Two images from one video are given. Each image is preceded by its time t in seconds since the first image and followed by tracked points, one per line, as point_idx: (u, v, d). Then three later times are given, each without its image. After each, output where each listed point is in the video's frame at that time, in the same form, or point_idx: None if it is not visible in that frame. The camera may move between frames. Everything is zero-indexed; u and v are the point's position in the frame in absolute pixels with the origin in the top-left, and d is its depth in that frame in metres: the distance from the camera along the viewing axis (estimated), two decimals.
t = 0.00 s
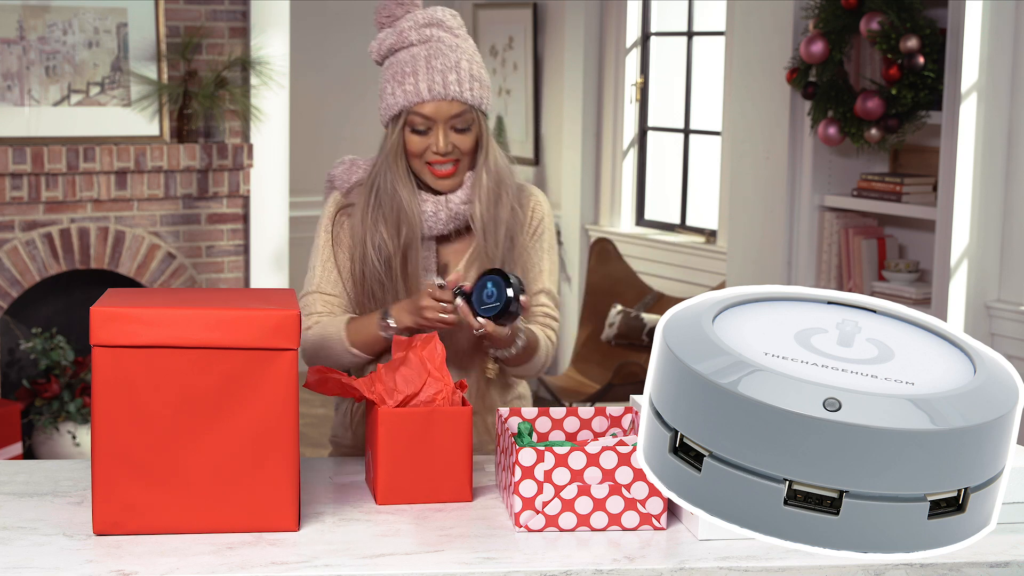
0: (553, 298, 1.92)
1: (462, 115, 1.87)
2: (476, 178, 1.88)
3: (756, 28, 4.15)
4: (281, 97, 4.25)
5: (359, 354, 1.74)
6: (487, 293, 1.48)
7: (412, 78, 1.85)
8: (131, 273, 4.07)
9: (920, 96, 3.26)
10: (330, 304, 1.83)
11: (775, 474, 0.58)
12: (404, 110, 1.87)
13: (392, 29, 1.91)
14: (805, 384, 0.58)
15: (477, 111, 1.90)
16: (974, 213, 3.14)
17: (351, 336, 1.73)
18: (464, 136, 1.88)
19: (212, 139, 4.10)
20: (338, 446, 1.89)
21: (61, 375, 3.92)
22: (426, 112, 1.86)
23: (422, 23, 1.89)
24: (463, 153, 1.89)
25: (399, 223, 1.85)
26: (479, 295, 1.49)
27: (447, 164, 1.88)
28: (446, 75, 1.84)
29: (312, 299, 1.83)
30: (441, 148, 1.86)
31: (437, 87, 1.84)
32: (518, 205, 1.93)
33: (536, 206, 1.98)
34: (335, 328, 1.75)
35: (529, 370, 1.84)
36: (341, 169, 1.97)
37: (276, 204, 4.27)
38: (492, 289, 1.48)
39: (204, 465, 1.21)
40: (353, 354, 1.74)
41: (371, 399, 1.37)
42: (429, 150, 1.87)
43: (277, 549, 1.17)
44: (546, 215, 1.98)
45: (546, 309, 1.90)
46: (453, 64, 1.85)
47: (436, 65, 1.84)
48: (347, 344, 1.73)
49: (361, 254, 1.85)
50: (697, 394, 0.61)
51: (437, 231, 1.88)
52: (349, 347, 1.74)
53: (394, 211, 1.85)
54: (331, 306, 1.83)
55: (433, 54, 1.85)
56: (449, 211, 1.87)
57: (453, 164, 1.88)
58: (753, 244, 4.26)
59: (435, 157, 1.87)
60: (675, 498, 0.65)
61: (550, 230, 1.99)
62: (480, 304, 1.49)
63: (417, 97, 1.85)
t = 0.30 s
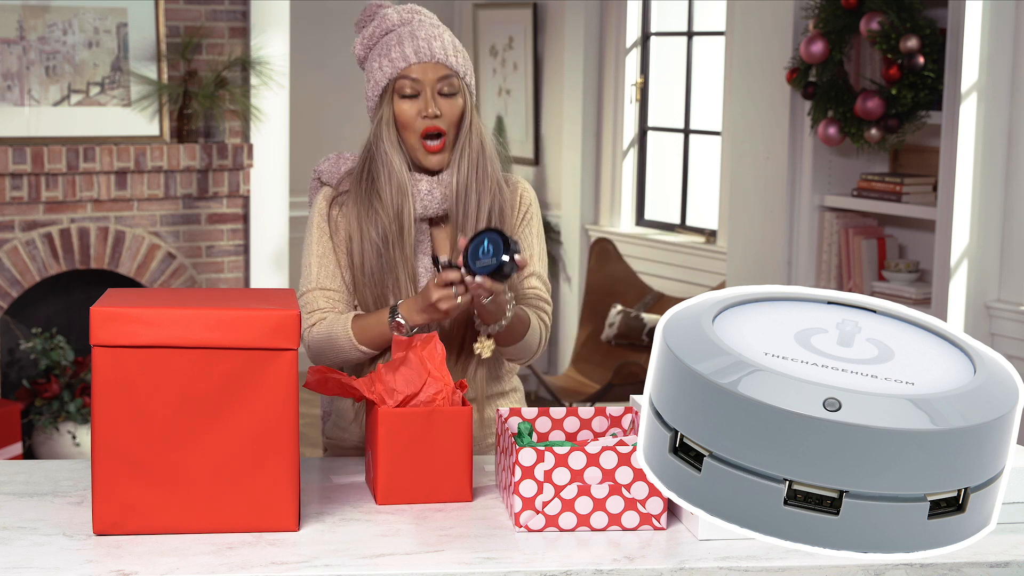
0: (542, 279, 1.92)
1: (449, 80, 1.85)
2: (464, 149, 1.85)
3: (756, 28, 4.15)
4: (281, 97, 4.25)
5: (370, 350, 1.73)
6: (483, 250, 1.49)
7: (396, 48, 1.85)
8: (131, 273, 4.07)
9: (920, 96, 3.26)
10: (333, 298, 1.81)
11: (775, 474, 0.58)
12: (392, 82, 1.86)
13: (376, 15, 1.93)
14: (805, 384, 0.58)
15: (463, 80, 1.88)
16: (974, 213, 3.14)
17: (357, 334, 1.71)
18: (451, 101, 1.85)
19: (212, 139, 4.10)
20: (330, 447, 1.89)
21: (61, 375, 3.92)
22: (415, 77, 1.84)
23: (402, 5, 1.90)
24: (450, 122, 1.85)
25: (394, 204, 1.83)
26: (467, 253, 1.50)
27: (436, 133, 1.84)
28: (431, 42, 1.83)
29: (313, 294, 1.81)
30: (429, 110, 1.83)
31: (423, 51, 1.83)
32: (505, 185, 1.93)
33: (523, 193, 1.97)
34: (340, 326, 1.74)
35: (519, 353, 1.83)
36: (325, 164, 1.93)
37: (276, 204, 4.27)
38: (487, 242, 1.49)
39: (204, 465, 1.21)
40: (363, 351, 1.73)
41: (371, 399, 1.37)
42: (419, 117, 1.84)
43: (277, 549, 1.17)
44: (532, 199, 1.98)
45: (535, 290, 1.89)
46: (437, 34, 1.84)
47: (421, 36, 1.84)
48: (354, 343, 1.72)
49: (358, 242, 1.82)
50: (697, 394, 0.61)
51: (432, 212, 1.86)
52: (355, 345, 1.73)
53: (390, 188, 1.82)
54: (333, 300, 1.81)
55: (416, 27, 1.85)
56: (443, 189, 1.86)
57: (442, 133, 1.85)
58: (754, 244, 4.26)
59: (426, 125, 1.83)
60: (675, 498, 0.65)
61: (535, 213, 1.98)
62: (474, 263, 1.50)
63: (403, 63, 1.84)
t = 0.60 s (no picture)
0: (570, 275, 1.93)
1: (459, 84, 1.86)
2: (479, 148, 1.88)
3: (756, 28, 4.15)
4: (281, 97, 4.23)
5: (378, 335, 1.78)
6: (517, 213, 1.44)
7: (407, 54, 1.87)
8: (131, 273, 4.07)
9: (920, 96, 3.26)
10: (351, 294, 1.85)
11: (775, 474, 0.58)
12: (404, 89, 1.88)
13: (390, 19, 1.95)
14: (805, 384, 0.58)
15: (476, 81, 1.89)
16: (974, 213, 3.15)
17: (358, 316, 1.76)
18: (462, 106, 1.87)
19: (212, 139, 4.10)
20: (352, 445, 2.32)
21: (61, 375, 3.92)
22: (425, 84, 1.86)
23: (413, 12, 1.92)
24: (463, 124, 1.87)
25: (409, 201, 1.85)
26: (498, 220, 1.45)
27: (451, 135, 1.87)
28: (440, 47, 1.85)
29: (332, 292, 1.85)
30: (440, 118, 1.86)
31: (431, 58, 1.85)
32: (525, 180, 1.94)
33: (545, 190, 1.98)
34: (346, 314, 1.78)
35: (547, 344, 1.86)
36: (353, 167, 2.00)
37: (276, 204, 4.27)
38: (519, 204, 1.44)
39: (204, 465, 1.21)
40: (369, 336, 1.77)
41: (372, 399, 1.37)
42: (430, 122, 1.86)
43: (277, 549, 1.17)
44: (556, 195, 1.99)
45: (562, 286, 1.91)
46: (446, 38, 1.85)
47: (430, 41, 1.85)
48: (358, 326, 1.76)
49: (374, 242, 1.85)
50: (697, 394, 0.61)
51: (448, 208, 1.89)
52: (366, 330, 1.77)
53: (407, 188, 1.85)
54: (351, 295, 1.85)
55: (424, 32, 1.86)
56: (459, 186, 1.89)
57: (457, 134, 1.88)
58: (754, 244, 4.27)
59: (439, 129, 1.86)
60: (675, 498, 0.65)
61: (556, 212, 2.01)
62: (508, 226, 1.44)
63: (413, 70, 1.86)
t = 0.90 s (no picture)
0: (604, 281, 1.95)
1: (510, 93, 1.86)
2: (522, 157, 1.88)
3: (756, 28, 4.15)
4: (281, 97, 4.18)
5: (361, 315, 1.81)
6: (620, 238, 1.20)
7: (460, 55, 1.85)
8: (131, 273, 4.07)
9: (920, 96, 3.26)
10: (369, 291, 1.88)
11: (775, 474, 0.58)
12: (453, 90, 1.87)
13: (438, 14, 1.94)
14: (805, 384, 0.58)
15: (524, 89, 1.88)
16: (974, 213, 3.15)
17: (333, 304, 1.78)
18: (511, 113, 1.86)
19: (212, 139, 4.10)
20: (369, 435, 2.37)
21: (61, 375, 3.92)
22: (476, 88, 1.85)
23: (462, 12, 1.92)
24: (510, 132, 1.88)
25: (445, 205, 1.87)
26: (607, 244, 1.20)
27: (496, 141, 1.87)
28: (495, 54, 1.84)
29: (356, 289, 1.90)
30: (489, 124, 1.85)
31: (487, 63, 1.84)
32: (561, 187, 1.95)
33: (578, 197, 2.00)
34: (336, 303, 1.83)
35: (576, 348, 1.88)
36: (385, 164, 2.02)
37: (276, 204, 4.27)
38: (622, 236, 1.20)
39: (204, 465, 1.21)
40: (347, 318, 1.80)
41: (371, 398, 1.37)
42: (476, 126, 1.86)
43: (277, 549, 1.17)
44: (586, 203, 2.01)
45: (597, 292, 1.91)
46: (500, 45, 1.85)
47: (485, 46, 1.84)
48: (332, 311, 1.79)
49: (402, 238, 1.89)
50: (697, 394, 0.61)
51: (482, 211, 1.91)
52: (362, 333, 1.84)
53: (443, 190, 1.87)
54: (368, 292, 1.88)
55: (479, 36, 1.85)
56: (497, 189, 1.90)
57: (502, 140, 1.87)
58: (753, 244, 4.27)
59: (485, 133, 1.86)
60: (675, 498, 0.65)
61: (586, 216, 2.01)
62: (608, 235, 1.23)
63: (466, 74, 1.84)
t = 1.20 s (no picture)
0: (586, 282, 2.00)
1: (499, 89, 1.90)
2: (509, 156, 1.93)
3: (756, 28, 4.15)
4: (281, 97, 4.21)
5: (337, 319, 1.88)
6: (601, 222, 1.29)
7: (451, 50, 1.88)
8: (131, 273, 4.07)
9: (920, 96, 3.26)
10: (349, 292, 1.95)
11: (775, 474, 0.58)
12: (442, 85, 1.90)
13: (424, 12, 1.98)
14: (806, 384, 0.58)
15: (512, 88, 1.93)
16: (974, 213, 3.15)
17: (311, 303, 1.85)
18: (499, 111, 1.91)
19: (212, 139, 4.10)
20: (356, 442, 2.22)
21: (61, 375, 3.92)
22: (467, 81, 1.89)
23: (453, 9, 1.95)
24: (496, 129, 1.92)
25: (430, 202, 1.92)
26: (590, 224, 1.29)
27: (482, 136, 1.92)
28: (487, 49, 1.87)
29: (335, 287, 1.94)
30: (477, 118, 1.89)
31: (478, 57, 1.87)
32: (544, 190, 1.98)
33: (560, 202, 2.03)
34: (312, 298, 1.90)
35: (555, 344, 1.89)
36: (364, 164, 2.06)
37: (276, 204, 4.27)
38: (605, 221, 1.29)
39: (204, 465, 1.21)
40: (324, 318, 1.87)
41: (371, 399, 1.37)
42: (465, 120, 1.90)
43: (277, 549, 1.17)
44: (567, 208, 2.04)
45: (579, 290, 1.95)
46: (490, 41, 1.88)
47: (477, 41, 1.87)
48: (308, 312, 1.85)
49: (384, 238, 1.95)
50: (697, 394, 0.61)
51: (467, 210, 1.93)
52: (337, 334, 1.90)
53: (430, 183, 1.92)
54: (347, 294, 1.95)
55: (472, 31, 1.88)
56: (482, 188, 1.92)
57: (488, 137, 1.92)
58: (753, 244, 4.27)
59: (473, 128, 1.90)
60: (675, 498, 0.65)
61: (563, 219, 2.07)
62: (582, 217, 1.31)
63: (458, 66, 1.88)
